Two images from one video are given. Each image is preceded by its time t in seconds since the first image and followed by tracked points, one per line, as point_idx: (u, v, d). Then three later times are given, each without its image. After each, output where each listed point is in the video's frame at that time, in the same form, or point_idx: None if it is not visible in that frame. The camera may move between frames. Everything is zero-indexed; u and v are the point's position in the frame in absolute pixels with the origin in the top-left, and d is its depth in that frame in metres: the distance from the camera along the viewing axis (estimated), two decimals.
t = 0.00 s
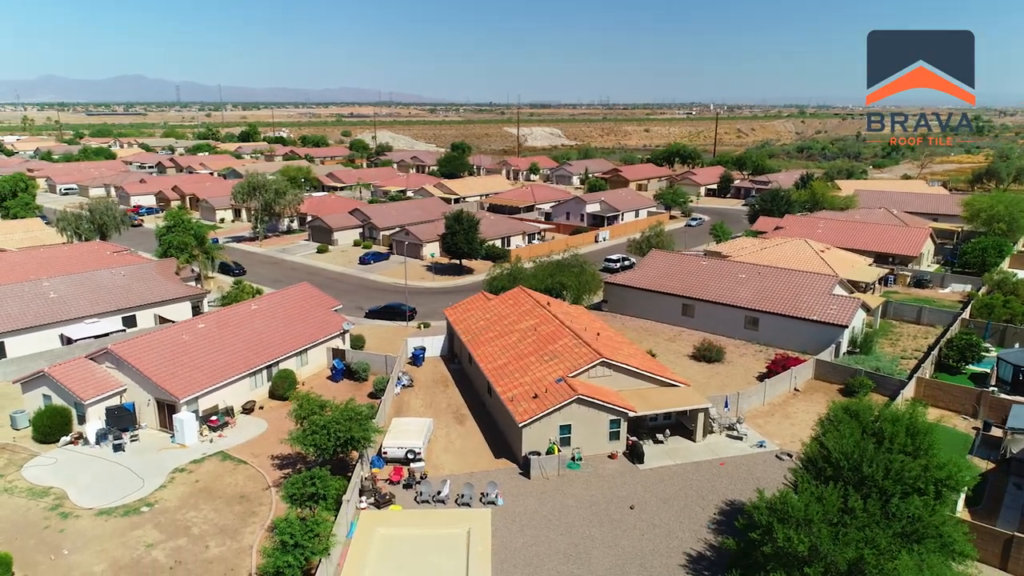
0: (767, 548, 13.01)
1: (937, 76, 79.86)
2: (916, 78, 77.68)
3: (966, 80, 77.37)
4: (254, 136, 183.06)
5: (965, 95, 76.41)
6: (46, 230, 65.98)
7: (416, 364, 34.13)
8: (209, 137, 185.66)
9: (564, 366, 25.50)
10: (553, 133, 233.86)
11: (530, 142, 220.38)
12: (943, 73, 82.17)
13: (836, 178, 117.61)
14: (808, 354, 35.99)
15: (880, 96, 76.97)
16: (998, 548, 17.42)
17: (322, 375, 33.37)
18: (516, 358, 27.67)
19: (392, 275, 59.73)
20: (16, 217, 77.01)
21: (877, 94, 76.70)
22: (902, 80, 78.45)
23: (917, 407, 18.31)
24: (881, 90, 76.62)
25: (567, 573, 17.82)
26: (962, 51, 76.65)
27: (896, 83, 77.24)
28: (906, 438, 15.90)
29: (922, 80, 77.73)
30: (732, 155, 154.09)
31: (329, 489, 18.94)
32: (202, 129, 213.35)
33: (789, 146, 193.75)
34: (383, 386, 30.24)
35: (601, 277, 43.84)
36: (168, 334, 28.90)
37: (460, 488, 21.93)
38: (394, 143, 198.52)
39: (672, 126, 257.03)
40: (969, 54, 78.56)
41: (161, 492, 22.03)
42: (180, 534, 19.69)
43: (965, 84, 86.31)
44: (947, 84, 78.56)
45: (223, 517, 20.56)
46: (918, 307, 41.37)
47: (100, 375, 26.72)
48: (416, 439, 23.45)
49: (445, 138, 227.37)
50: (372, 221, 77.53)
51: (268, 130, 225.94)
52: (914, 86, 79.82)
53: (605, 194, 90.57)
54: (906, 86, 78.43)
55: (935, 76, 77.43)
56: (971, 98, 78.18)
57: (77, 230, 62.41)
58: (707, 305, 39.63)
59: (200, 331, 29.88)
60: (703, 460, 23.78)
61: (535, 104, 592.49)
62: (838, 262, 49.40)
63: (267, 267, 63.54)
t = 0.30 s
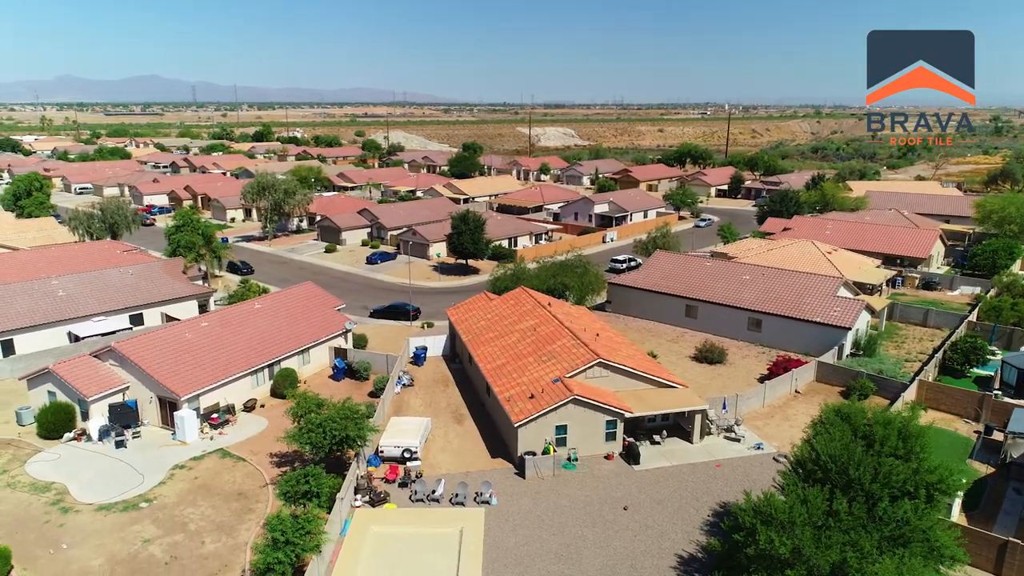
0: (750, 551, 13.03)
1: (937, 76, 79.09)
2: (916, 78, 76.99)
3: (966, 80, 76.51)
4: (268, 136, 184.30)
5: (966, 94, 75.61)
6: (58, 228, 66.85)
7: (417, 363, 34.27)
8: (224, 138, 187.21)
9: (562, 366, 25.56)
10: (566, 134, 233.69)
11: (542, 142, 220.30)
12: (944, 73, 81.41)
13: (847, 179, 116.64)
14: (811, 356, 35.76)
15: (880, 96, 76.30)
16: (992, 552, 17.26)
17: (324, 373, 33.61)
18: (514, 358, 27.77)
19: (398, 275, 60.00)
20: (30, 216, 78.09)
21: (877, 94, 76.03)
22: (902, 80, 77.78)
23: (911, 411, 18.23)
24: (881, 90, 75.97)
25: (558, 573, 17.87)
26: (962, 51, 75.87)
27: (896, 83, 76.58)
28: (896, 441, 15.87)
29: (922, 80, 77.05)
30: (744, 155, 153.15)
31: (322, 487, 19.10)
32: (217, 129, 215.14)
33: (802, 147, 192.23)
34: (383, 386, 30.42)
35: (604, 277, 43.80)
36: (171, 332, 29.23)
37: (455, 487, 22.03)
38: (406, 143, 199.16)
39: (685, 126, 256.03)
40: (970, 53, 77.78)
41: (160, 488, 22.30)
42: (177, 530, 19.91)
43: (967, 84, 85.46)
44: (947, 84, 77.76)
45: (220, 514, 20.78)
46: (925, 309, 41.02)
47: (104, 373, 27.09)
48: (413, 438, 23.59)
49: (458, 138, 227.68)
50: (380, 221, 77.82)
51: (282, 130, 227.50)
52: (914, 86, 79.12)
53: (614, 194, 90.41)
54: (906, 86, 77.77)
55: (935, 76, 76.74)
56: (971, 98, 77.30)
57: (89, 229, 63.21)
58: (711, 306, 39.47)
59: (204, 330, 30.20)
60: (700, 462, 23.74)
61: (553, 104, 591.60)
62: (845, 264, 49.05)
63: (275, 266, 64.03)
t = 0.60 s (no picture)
0: (733, 553, 13.04)
1: (937, 76, 78.30)
2: (916, 77, 76.23)
3: (966, 80, 75.66)
4: (282, 135, 185.44)
5: (966, 94, 74.74)
6: (71, 227, 67.68)
7: (419, 363, 34.42)
8: (238, 138, 188.58)
9: (559, 367, 25.61)
10: (579, 133, 233.40)
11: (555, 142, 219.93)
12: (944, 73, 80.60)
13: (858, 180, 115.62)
14: (814, 358, 35.54)
15: (880, 96, 75.63)
16: (985, 558, 17.12)
17: (326, 372, 33.85)
18: (513, 358, 27.85)
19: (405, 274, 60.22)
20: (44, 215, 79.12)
21: (877, 94, 75.34)
22: (901, 80, 77.04)
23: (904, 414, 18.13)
24: (880, 90, 75.25)
25: (548, 573, 17.91)
26: (962, 51, 75.07)
27: (896, 83, 75.86)
28: (887, 444, 15.81)
29: (922, 79, 76.31)
30: (757, 155, 152.17)
31: (315, 485, 19.23)
32: (231, 129, 216.76)
33: (817, 147, 190.60)
34: (383, 385, 30.58)
35: (608, 278, 43.73)
36: (174, 331, 29.53)
37: (450, 486, 22.12)
38: (418, 143, 199.63)
39: (699, 126, 255.03)
40: (971, 53, 76.98)
41: (160, 485, 22.58)
42: (174, 526, 20.16)
43: (968, 84, 84.62)
44: (947, 84, 76.94)
45: (217, 510, 21.00)
46: (931, 312, 40.62)
47: (107, 370, 27.45)
48: (409, 437, 23.74)
49: (470, 138, 227.99)
50: (388, 221, 78.11)
51: (296, 130, 228.89)
52: (914, 87, 78.36)
53: (622, 195, 90.20)
54: (905, 86, 77.06)
55: (935, 76, 75.95)
56: (971, 98, 76.38)
57: (101, 228, 64.04)
58: (714, 308, 39.33)
59: (207, 328, 30.50)
60: (696, 463, 23.71)
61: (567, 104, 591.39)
62: (851, 266, 48.69)
63: (283, 266, 64.44)
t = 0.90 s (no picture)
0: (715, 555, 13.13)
1: (937, 76, 77.49)
2: (915, 77, 75.49)
3: (966, 80, 74.88)
4: (295, 135, 186.55)
5: (966, 95, 73.88)
6: (83, 226, 68.58)
7: (420, 362, 34.59)
8: (252, 138, 189.92)
9: (556, 367, 25.63)
10: (592, 134, 233.02)
11: (567, 143, 219.73)
12: (944, 73, 79.78)
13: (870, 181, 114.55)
14: (817, 360, 35.36)
15: (879, 97, 74.97)
16: (978, 562, 17.00)
17: (328, 371, 34.09)
18: (511, 358, 27.94)
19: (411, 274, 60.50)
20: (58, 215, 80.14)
21: (876, 94, 74.64)
22: (901, 81, 76.31)
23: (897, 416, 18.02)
24: (881, 90, 74.56)
25: (539, 573, 17.99)
26: (962, 51, 74.27)
27: (896, 83, 75.18)
28: (876, 447, 15.76)
29: (922, 79, 75.60)
30: (769, 156, 151.10)
31: (308, 482, 19.44)
32: (245, 129, 218.29)
33: (832, 148, 189.01)
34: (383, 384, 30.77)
35: (611, 279, 43.72)
36: (177, 329, 29.85)
37: (445, 485, 22.23)
38: (430, 143, 200.09)
39: (713, 126, 253.77)
40: (971, 53, 76.19)
41: (159, 481, 22.88)
42: (171, 522, 20.40)
43: (969, 84, 83.80)
44: (947, 83, 76.08)
45: (214, 507, 21.25)
46: (938, 314, 40.24)
47: (111, 367, 27.83)
48: (406, 436, 23.90)
49: (483, 138, 228.19)
50: (396, 221, 78.41)
51: (310, 130, 230.26)
52: (914, 87, 77.59)
53: (631, 195, 89.99)
54: (905, 86, 76.35)
55: (935, 76, 75.17)
56: (972, 98, 75.49)
57: (112, 227, 64.86)
58: (718, 309, 39.21)
59: (210, 326, 30.81)
60: (692, 465, 23.69)
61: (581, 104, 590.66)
62: (858, 267, 48.35)
63: (291, 265, 64.91)
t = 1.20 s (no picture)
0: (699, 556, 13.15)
1: (936, 76, 76.69)
2: (915, 77, 74.76)
3: (967, 80, 74.01)
4: (308, 135, 187.78)
5: (966, 95, 73.02)
6: (95, 224, 69.43)
7: (422, 361, 34.77)
8: (266, 138, 191.35)
9: (554, 368, 25.69)
10: (606, 134, 232.81)
11: (580, 143, 219.51)
12: (945, 73, 78.99)
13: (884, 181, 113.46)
14: (819, 362, 35.15)
15: (880, 96, 74.26)
16: (972, 567, 16.85)
17: (330, 369, 34.32)
18: (510, 358, 28.02)
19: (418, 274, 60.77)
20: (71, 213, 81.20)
21: (876, 94, 73.96)
22: (901, 81, 75.62)
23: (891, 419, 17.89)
24: (881, 90, 73.88)
25: (530, 572, 18.03)
26: (961, 51, 73.46)
27: (896, 83, 74.50)
28: (867, 450, 15.66)
29: (922, 79, 74.84)
30: (782, 156, 150.02)
31: (303, 480, 19.64)
32: (259, 129, 219.97)
33: (847, 148, 187.43)
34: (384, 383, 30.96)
35: (615, 279, 43.68)
36: (180, 327, 30.15)
37: (440, 484, 22.35)
38: (442, 143, 200.65)
39: (727, 126, 252.54)
40: (972, 53, 75.31)
41: (159, 477, 23.16)
42: (169, 518, 20.67)
43: (970, 84, 82.97)
44: (947, 83, 75.26)
45: (212, 503, 21.49)
46: (944, 317, 39.84)
47: (115, 365, 28.21)
48: (403, 435, 24.10)
49: (495, 138, 228.39)
50: (404, 221, 78.70)
51: (323, 130, 231.72)
52: (914, 87, 76.85)
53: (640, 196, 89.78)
54: (905, 87, 75.64)
55: (935, 75, 74.41)
56: (972, 98, 74.61)
57: (123, 226, 65.57)
58: (721, 310, 39.10)
59: (213, 324, 31.13)
60: (689, 466, 23.65)
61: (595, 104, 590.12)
62: (865, 269, 47.97)
63: (299, 264, 65.38)
